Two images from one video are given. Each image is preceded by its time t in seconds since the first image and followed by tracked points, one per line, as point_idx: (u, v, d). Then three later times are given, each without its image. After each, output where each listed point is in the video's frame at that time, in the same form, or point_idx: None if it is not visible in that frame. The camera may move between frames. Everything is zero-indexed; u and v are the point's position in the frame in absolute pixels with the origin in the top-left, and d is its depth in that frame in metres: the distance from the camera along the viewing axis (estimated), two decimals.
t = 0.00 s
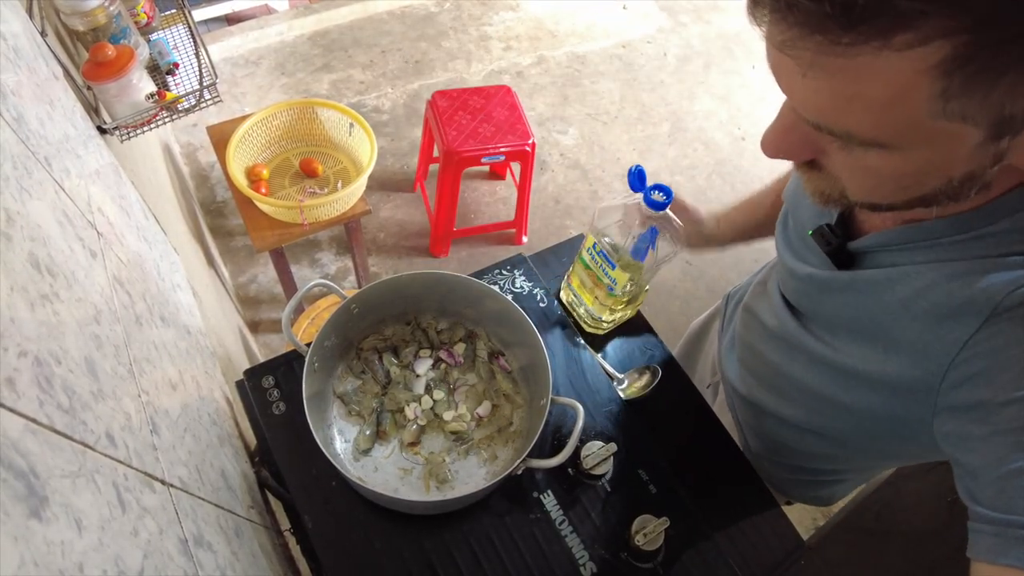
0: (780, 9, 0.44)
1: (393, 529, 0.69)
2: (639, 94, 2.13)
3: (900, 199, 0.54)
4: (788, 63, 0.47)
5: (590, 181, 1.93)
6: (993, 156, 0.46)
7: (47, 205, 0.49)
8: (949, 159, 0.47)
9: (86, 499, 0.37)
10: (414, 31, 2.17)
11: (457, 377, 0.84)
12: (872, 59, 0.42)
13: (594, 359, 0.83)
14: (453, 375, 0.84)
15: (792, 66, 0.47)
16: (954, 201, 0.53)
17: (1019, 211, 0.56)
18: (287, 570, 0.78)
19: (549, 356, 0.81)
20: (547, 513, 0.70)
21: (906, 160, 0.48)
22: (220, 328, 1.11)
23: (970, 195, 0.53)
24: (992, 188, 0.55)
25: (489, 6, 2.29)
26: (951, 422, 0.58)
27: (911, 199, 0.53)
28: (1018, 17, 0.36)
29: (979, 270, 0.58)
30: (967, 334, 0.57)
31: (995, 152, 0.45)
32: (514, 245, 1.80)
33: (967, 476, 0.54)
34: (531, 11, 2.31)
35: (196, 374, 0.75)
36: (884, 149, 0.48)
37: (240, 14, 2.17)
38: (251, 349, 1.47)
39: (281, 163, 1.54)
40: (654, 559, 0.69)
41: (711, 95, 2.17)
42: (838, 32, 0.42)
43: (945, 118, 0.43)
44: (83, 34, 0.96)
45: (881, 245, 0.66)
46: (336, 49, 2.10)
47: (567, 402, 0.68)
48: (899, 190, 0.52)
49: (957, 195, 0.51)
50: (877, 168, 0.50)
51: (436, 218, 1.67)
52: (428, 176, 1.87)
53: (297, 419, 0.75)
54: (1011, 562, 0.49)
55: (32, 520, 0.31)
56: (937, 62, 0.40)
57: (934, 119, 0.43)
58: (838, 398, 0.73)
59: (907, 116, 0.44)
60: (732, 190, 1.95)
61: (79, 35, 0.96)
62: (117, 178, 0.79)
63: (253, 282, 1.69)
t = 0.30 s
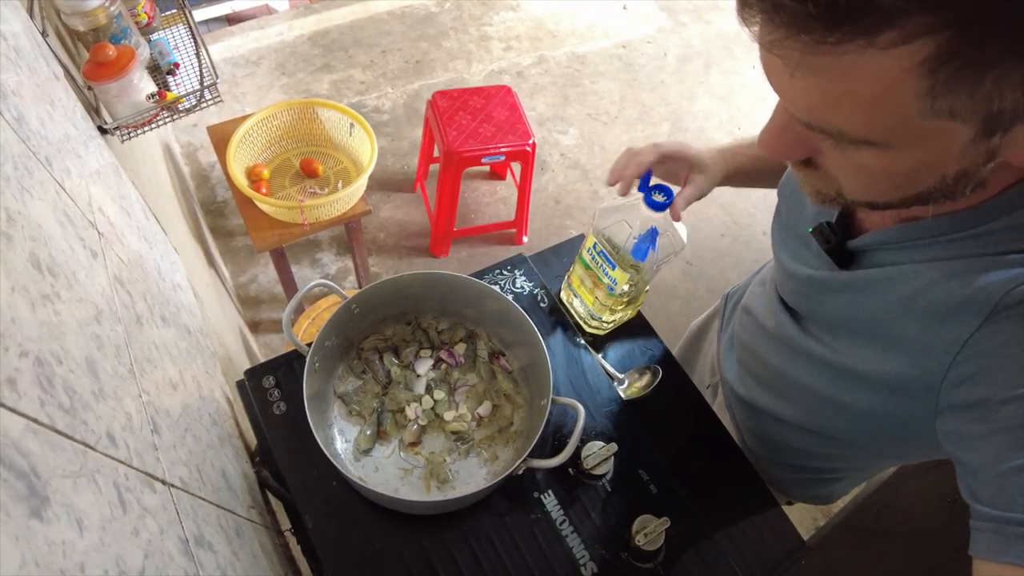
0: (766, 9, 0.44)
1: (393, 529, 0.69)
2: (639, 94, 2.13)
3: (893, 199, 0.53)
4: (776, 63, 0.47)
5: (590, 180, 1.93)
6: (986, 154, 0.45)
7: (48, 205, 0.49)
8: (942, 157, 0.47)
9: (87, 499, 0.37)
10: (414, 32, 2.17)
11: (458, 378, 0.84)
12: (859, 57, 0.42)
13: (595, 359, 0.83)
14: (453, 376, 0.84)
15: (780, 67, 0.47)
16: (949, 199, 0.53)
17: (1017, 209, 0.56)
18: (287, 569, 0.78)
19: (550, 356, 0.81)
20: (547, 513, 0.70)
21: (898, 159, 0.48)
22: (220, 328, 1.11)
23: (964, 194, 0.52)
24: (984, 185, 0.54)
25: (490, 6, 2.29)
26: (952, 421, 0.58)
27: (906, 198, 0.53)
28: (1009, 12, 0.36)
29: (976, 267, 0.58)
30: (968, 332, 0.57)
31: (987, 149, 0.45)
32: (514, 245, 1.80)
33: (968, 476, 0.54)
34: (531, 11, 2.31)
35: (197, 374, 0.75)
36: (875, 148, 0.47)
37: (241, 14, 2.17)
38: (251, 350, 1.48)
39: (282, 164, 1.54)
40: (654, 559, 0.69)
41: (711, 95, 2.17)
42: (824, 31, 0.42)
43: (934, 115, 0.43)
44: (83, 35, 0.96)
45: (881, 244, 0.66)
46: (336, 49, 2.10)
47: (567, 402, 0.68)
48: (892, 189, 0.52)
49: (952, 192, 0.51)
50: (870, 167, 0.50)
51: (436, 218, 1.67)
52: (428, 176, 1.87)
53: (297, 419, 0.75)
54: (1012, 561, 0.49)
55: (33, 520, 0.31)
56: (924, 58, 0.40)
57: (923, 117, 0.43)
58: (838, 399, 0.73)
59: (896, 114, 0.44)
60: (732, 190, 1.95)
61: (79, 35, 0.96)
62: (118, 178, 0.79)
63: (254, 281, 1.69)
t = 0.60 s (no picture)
0: (761, 16, 0.44)
1: (392, 529, 0.69)
2: (640, 94, 2.13)
3: (894, 200, 0.53)
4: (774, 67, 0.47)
5: (590, 181, 1.93)
6: (985, 152, 0.45)
7: (48, 206, 0.49)
8: (939, 159, 0.47)
9: (86, 499, 0.37)
10: (414, 32, 2.17)
11: (457, 378, 0.84)
12: (852, 61, 0.42)
13: (594, 359, 0.83)
14: (452, 376, 0.84)
15: (777, 70, 0.47)
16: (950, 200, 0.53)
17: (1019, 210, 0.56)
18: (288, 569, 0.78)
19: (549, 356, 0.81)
20: (547, 513, 0.70)
21: (897, 161, 0.48)
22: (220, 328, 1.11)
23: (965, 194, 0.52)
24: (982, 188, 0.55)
25: (490, 6, 2.30)
26: (954, 423, 0.58)
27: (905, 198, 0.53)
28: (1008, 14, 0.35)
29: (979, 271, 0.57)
30: (969, 333, 0.57)
31: (985, 149, 0.45)
32: (514, 245, 1.80)
33: (971, 478, 0.54)
34: (531, 11, 2.31)
35: (197, 374, 0.75)
36: (873, 149, 0.47)
37: (240, 15, 2.17)
38: (251, 350, 1.48)
39: (281, 164, 1.54)
40: (654, 559, 0.69)
41: (711, 96, 2.17)
42: (819, 35, 0.41)
43: (930, 117, 0.43)
44: (83, 35, 0.96)
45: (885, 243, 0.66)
46: (336, 49, 2.10)
47: (567, 402, 0.68)
48: (892, 190, 0.52)
49: (952, 192, 0.51)
50: (870, 168, 0.50)
51: (436, 218, 1.67)
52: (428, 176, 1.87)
53: (297, 419, 0.75)
54: (1014, 564, 0.49)
55: (32, 520, 0.31)
56: (921, 60, 0.40)
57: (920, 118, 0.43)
58: (838, 400, 0.73)
59: (891, 117, 0.44)
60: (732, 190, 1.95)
61: (79, 35, 0.96)
62: (118, 178, 0.79)
63: (254, 281, 1.69)
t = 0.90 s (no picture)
0: None
1: (394, 529, 0.69)
2: (640, 94, 2.13)
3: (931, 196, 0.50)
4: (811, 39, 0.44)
5: (590, 180, 1.93)
6: None
7: (48, 206, 0.49)
8: (971, 154, 0.44)
9: (87, 499, 0.37)
10: (414, 32, 2.18)
11: (458, 378, 0.84)
12: (893, 37, 0.39)
13: (595, 359, 0.83)
14: (453, 376, 0.85)
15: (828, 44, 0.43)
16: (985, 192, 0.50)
17: None
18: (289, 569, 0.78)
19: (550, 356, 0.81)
20: (548, 513, 0.70)
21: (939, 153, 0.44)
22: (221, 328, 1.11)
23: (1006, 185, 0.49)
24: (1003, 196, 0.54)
25: (490, 6, 2.30)
26: (962, 423, 0.58)
27: (934, 196, 0.50)
28: None
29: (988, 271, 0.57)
30: (977, 334, 0.57)
31: None
32: (515, 245, 1.80)
33: (977, 478, 0.54)
34: (531, 11, 2.31)
35: (198, 374, 0.75)
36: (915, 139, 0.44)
37: (241, 15, 2.17)
38: (252, 350, 1.47)
39: (282, 164, 1.54)
40: (655, 559, 0.69)
41: (711, 96, 2.16)
42: None
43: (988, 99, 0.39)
44: (84, 35, 0.95)
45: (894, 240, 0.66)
46: (336, 49, 2.10)
47: (568, 401, 0.68)
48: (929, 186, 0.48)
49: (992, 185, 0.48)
50: (901, 160, 0.47)
51: (436, 218, 1.67)
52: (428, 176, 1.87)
53: (298, 419, 0.75)
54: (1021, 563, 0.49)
55: (33, 520, 0.31)
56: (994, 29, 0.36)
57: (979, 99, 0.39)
58: (844, 401, 0.73)
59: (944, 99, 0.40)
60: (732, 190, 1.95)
61: (80, 35, 0.96)
62: (119, 178, 0.79)
63: (254, 281, 1.69)
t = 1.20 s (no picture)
0: None
1: (393, 529, 0.69)
2: (640, 94, 2.13)
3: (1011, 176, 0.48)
4: (867, 14, 0.46)
5: (590, 180, 1.93)
6: None
7: (48, 206, 0.49)
8: None
9: (87, 499, 0.37)
10: (414, 32, 2.18)
11: (457, 378, 0.84)
12: None
13: (595, 359, 0.83)
14: (453, 376, 0.85)
15: None
16: None
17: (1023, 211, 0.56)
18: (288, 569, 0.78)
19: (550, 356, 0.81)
20: (547, 513, 0.70)
21: None
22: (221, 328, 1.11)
23: None
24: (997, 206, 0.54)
25: (490, 6, 2.30)
26: (961, 426, 0.58)
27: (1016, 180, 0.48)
28: None
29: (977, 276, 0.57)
30: (972, 338, 0.57)
31: None
32: (515, 245, 1.80)
33: (976, 480, 0.54)
34: (531, 11, 2.31)
35: (198, 374, 0.76)
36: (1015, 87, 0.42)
37: (241, 15, 2.17)
38: (252, 350, 1.48)
39: (282, 164, 1.54)
40: (655, 559, 0.69)
41: (711, 96, 2.17)
42: None
43: None
44: (84, 36, 0.96)
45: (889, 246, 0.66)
46: (336, 49, 2.10)
47: (567, 402, 0.68)
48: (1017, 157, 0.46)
49: None
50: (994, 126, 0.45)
51: (436, 218, 1.67)
52: (428, 176, 1.87)
53: (297, 418, 0.75)
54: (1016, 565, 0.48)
55: (32, 520, 0.31)
56: None
57: None
58: (845, 406, 0.73)
59: None
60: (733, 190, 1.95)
61: (80, 36, 0.96)
62: (119, 178, 0.79)
63: (255, 281, 1.69)
